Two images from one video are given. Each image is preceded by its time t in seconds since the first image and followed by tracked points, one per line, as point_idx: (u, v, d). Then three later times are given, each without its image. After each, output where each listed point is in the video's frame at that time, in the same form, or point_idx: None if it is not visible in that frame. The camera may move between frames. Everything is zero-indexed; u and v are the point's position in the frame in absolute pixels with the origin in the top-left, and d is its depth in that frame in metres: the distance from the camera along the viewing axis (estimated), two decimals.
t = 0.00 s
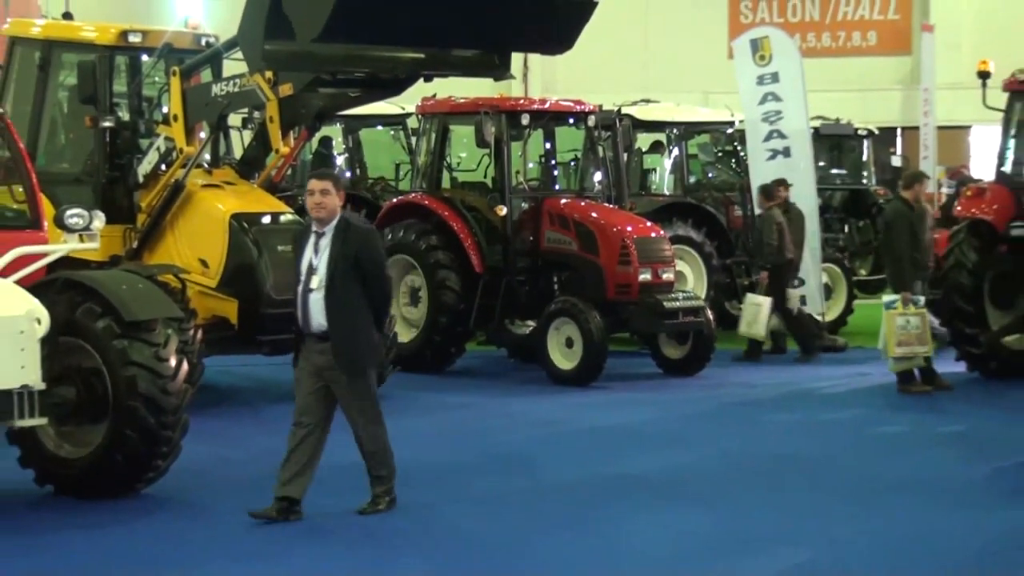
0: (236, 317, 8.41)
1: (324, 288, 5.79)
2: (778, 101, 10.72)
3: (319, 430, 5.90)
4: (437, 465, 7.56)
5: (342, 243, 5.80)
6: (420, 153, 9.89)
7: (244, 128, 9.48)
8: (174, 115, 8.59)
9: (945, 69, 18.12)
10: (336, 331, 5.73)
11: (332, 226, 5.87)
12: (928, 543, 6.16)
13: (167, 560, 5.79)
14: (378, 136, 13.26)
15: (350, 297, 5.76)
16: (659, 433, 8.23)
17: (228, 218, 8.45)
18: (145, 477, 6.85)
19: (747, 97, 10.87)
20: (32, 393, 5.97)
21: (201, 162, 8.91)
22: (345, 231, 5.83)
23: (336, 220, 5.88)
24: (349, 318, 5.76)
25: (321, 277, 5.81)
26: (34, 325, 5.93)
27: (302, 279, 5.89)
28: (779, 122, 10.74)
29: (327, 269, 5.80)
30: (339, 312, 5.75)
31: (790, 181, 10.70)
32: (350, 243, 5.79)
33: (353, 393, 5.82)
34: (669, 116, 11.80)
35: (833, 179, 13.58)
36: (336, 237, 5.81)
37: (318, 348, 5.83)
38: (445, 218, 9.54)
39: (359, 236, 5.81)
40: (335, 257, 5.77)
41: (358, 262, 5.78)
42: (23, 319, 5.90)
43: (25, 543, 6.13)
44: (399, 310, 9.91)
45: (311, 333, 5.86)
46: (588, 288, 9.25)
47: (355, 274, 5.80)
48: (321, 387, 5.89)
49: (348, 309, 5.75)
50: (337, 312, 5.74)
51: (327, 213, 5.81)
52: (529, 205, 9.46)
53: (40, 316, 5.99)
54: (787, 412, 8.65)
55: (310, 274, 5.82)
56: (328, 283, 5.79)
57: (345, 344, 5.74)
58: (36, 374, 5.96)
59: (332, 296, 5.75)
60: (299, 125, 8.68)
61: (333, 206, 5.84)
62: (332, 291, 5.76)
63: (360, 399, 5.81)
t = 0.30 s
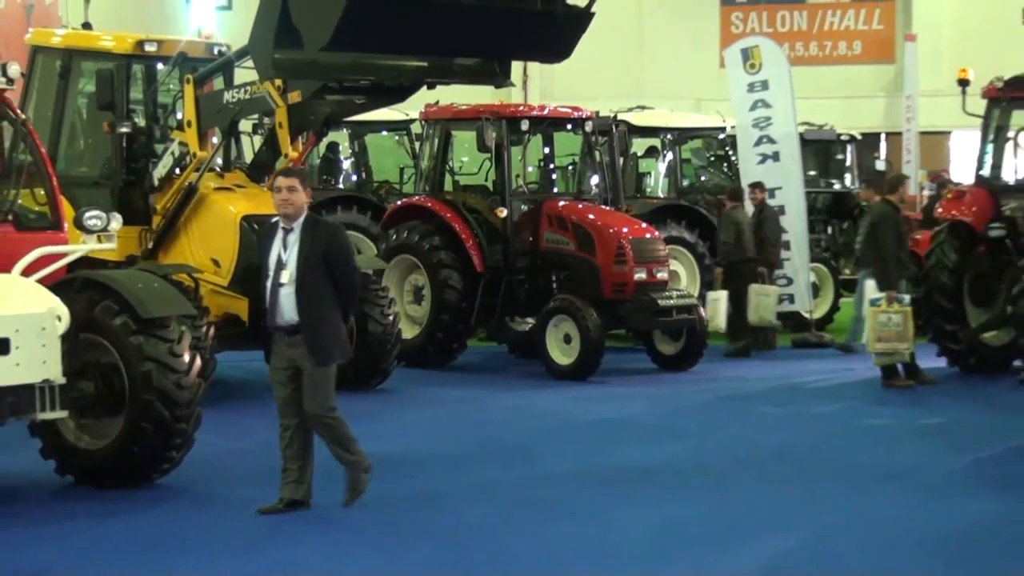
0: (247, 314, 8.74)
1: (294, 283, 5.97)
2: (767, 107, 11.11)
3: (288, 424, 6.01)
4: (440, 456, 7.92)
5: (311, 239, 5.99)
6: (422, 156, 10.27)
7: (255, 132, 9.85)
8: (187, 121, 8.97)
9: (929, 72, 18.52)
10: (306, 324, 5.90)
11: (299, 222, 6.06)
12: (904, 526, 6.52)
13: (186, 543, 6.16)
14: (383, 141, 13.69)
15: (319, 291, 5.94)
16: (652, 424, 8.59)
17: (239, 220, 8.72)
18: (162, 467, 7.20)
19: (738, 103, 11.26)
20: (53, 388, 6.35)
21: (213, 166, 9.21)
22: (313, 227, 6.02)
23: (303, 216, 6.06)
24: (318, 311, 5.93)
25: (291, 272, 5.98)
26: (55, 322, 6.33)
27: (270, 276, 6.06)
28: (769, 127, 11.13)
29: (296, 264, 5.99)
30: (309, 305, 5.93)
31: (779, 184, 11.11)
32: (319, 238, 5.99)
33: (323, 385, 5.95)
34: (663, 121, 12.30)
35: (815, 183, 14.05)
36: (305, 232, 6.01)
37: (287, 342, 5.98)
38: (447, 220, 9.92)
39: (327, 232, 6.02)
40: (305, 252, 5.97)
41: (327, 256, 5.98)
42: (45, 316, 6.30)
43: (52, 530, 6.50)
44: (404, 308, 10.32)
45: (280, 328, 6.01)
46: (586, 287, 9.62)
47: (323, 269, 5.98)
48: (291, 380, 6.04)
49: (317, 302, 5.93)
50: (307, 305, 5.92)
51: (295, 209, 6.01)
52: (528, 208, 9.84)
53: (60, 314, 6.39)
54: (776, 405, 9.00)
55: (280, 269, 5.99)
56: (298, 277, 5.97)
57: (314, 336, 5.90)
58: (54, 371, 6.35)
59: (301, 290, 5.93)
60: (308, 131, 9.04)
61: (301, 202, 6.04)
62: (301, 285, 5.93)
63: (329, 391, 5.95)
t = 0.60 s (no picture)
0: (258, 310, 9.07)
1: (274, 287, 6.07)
2: (758, 113, 11.60)
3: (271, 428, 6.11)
4: (443, 448, 8.29)
5: (289, 243, 6.09)
6: (426, 160, 10.67)
7: (264, 137, 10.22)
8: (201, 126, 9.35)
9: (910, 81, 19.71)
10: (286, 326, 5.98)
11: (279, 228, 6.17)
12: (886, 514, 6.86)
13: (202, 529, 6.50)
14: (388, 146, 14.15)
15: (298, 294, 6.04)
16: (648, 417, 8.96)
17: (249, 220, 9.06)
18: (174, 458, 7.54)
19: (730, 109, 11.76)
20: (72, 382, 6.56)
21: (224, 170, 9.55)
22: (291, 232, 6.12)
23: (282, 222, 6.19)
24: (297, 313, 6.02)
25: (271, 276, 6.09)
26: (74, 319, 6.50)
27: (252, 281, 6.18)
28: (760, 132, 11.63)
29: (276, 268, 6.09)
30: (289, 308, 6.03)
31: (769, 187, 11.59)
32: (298, 242, 6.09)
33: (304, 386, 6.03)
34: (657, 125, 12.89)
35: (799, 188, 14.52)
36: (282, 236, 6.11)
37: (269, 345, 6.08)
38: (451, 221, 10.32)
39: (306, 235, 6.11)
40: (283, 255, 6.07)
41: (306, 259, 6.07)
42: (64, 313, 6.47)
43: (76, 519, 6.84)
44: (408, 305, 10.73)
45: (262, 332, 6.12)
46: (583, 285, 9.99)
47: (302, 274, 6.08)
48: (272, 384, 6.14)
49: (296, 304, 6.02)
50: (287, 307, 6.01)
51: (274, 214, 6.12)
52: (528, 209, 10.21)
53: (79, 311, 6.56)
54: (765, 399, 9.36)
55: (259, 274, 6.11)
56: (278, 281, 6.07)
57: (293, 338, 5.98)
58: (75, 364, 6.51)
59: (281, 294, 6.03)
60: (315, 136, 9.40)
61: (279, 208, 6.15)
62: (281, 290, 6.04)
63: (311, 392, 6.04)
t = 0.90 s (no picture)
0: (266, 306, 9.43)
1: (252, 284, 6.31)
2: (748, 118, 12.05)
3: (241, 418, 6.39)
4: (447, 439, 8.69)
5: (271, 244, 6.30)
6: (429, 163, 11.11)
7: (274, 141, 10.64)
8: (214, 131, 9.77)
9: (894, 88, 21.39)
10: (256, 325, 6.21)
11: (265, 228, 6.40)
12: (867, 502, 7.25)
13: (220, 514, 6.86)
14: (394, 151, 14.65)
15: (272, 295, 6.25)
16: (643, 410, 9.36)
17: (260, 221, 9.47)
18: (190, 449, 7.90)
19: (720, 114, 12.12)
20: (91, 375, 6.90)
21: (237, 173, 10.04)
22: (276, 233, 6.33)
23: (268, 222, 6.41)
24: (270, 313, 6.23)
25: (250, 274, 6.35)
26: (93, 316, 6.86)
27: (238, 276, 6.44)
28: (749, 137, 12.06)
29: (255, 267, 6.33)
30: (262, 308, 6.24)
31: (758, 189, 12.00)
32: (279, 244, 6.29)
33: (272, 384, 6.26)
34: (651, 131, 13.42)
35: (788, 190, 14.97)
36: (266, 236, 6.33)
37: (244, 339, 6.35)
38: (452, 222, 10.73)
39: (289, 238, 6.31)
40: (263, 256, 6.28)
41: (285, 262, 6.27)
42: (84, 310, 6.83)
43: (100, 506, 7.22)
44: (412, 303, 11.15)
45: (240, 325, 6.39)
46: (579, 284, 10.40)
47: (280, 275, 6.28)
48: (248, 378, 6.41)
49: (269, 304, 6.23)
50: (259, 306, 6.23)
51: (260, 214, 6.34)
52: (527, 211, 10.62)
53: (98, 309, 6.92)
54: (756, 393, 9.76)
55: (240, 271, 6.37)
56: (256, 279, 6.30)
57: (263, 338, 6.20)
58: (94, 358, 6.88)
59: (255, 293, 6.26)
60: (324, 140, 9.83)
61: (269, 209, 6.36)
62: (255, 288, 6.27)
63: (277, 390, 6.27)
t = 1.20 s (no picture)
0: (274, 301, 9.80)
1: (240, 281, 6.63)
2: (738, 121, 12.49)
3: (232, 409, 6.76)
4: (450, 429, 9.07)
5: (258, 243, 6.62)
6: (433, 165, 11.55)
7: (285, 144, 11.04)
8: (225, 134, 10.12)
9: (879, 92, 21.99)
10: (247, 322, 6.54)
11: (252, 226, 6.72)
12: (849, 488, 7.62)
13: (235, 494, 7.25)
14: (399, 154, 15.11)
15: (261, 292, 6.58)
16: (638, 401, 9.74)
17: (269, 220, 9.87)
18: (203, 439, 8.27)
19: (712, 118, 12.61)
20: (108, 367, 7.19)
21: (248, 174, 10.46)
22: (263, 231, 6.65)
23: (256, 220, 6.73)
24: (259, 310, 6.56)
25: (239, 271, 6.66)
26: (110, 311, 7.10)
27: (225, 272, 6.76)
28: (740, 139, 12.50)
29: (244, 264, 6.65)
30: (252, 306, 6.58)
31: (749, 190, 12.43)
32: (267, 242, 6.62)
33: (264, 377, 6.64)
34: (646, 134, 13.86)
35: (776, 189, 15.38)
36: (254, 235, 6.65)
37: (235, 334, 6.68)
38: (454, 221, 11.15)
39: (276, 236, 6.64)
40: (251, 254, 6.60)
41: (273, 259, 6.60)
42: (101, 305, 7.10)
43: (121, 491, 7.59)
44: (416, 299, 11.55)
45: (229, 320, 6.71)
46: (577, 281, 10.79)
47: (268, 272, 6.62)
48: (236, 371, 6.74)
49: (259, 301, 6.57)
50: (249, 304, 6.56)
51: (247, 213, 6.66)
52: (527, 210, 11.02)
53: (115, 304, 7.15)
54: (747, 386, 10.14)
55: (228, 269, 6.68)
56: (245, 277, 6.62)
57: (254, 334, 6.55)
58: (111, 352, 7.15)
59: (243, 291, 6.60)
60: (331, 143, 10.25)
61: (254, 208, 6.68)
62: (245, 286, 6.60)
63: (268, 383, 6.64)
